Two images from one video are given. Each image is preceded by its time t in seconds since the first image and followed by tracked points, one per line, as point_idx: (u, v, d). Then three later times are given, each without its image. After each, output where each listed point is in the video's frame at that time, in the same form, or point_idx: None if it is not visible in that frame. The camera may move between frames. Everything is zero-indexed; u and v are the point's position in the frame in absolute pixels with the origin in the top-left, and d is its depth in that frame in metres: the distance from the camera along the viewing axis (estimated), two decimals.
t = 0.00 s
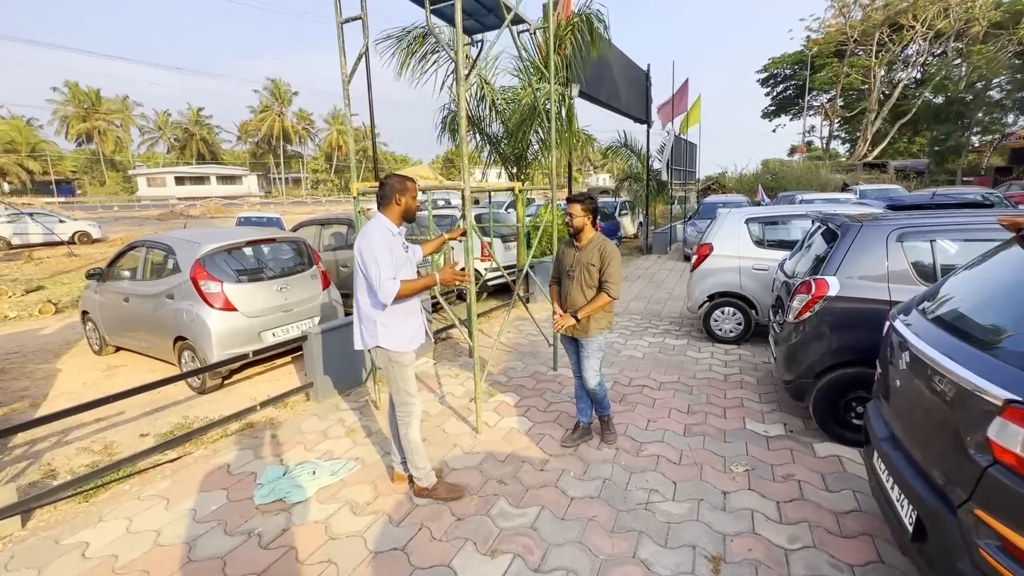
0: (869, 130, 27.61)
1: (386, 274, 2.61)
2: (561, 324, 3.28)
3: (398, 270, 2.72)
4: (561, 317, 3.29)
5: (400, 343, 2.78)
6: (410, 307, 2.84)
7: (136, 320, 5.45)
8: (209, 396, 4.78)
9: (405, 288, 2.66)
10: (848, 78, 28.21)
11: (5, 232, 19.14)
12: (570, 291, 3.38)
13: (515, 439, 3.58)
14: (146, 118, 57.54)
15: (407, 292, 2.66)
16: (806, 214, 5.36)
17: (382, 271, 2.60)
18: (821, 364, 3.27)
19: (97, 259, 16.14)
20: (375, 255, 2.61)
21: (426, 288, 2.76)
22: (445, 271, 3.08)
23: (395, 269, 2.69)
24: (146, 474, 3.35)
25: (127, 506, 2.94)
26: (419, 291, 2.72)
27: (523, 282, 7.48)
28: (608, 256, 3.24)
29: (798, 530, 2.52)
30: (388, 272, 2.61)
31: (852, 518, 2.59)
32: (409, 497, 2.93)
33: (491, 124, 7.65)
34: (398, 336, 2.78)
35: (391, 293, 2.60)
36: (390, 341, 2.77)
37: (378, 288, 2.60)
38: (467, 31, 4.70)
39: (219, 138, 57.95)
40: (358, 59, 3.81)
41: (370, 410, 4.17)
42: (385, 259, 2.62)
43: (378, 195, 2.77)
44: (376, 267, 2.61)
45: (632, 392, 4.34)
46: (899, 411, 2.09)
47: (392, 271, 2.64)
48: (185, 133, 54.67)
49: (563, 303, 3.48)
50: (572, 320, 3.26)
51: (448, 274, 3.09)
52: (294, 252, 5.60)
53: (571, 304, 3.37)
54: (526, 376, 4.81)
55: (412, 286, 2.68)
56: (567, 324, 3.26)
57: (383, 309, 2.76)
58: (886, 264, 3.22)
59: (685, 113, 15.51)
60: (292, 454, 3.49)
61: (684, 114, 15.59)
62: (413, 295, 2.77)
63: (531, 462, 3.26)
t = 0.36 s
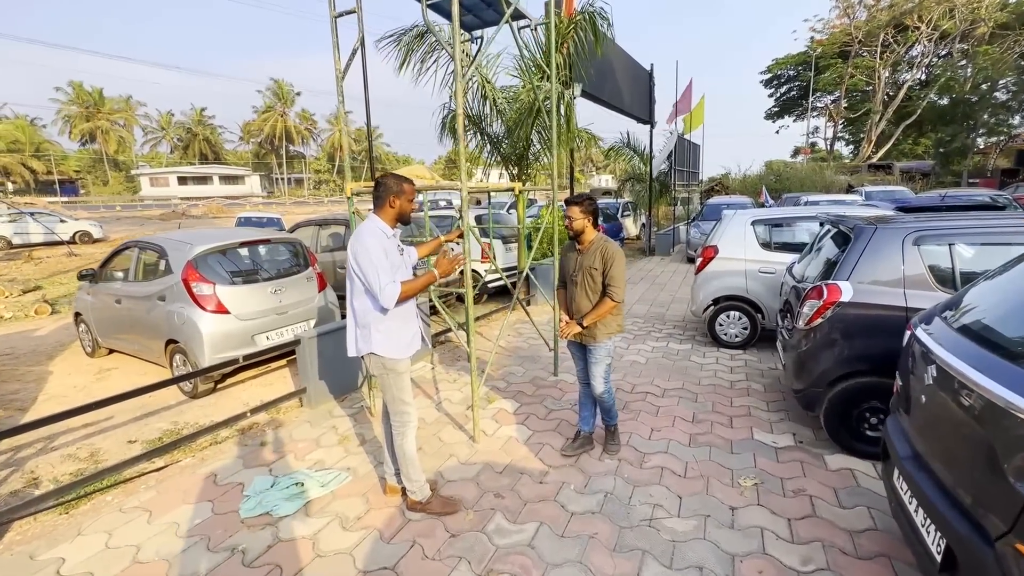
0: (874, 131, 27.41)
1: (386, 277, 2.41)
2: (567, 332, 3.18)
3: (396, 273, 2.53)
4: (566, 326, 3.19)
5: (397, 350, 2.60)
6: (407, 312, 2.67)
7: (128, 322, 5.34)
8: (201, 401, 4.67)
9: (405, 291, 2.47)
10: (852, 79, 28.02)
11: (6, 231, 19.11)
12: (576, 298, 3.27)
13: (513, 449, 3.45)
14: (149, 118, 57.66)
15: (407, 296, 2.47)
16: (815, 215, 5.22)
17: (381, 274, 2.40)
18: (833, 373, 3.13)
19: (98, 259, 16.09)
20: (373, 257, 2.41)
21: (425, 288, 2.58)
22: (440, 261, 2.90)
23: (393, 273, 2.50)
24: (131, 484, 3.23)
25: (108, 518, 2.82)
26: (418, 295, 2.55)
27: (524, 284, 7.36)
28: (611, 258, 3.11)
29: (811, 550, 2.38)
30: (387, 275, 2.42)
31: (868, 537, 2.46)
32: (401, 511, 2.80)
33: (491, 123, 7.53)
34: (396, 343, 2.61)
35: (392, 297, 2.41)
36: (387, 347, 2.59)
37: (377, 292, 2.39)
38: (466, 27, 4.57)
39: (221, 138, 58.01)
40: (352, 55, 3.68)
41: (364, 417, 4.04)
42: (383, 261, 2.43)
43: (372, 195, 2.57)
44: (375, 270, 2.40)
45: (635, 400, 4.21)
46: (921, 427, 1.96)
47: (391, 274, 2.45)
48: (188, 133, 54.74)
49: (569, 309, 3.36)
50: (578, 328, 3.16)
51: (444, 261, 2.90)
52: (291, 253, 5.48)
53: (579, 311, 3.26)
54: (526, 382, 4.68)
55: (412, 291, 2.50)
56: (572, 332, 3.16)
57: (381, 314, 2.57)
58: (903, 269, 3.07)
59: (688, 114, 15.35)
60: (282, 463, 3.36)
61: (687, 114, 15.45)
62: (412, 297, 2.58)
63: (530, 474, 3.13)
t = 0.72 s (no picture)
0: (882, 134, 27.13)
1: (379, 281, 2.23)
2: (580, 340, 3.02)
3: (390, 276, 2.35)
4: (580, 333, 3.02)
5: (394, 358, 2.41)
6: (403, 318, 2.48)
7: (120, 324, 5.20)
8: (192, 406, 4.52)
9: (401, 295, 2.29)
10: (861, 82, 27.76)
11: (8, 228, 19.11)
12: (592, 304, 3.11)
13: (513, 463, 3.28)
14: (155, 118, 57.90)
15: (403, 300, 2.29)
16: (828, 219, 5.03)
17: (374, 278, 2.22)
18: (855, 387, 2.95)
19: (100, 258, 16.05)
20: (366, 260, 2.23)
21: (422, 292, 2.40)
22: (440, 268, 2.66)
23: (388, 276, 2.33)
24: (112, 495, 3.08)
25: (83, 534, 2.66)
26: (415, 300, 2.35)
27: (527, 287, 7.20)
28: (630, 263, 2.93)
29: None
30: (381, 279, 2.24)
31: (894, 567, 2.28)
32: (393, 530, 2.63)
33: (495, 123, 7.39)
34: (391, 351, 2.41)
35: (388, 302, 2.23)
36: (383, 355, 2.39)
37: (371, 297, 2.21)
38: (469, 21, 4.42)
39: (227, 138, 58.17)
40: (349, 48, 3.53)
41: (358, 425, 3.88)
42: (377, 264, 2.25)
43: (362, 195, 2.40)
44: (368, 272, 2.22)
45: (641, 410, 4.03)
46: (958, 453, 1.78)
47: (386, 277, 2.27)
48: (194, 132, 54.93)
49: (584, 316, 3.21)
50: (592, 336, 2.99)
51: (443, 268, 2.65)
52: (288, 254, 5.34)
53: (594, 318, 3.10)
54: (527, 390, 4.51)
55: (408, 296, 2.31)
56: (586, 340, 3.00)
57: (375, 321, 2.39)
58: (929, 278, 2.89)
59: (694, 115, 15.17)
60: (270, 475, 3.20)
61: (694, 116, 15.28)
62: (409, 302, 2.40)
63: (530, 490, 2.96)
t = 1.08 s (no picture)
0: (892, 139, 26.82)
1: (365, 287, 2.12)
2: (597, 344, 2.92)
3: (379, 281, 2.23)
4: (596, 337, 2.92)
5: (380, 367, 2.29)
6: (392, 324, 2.36)
7: (115, 323, 5.13)
8: (185, 408, 4.43)
9: (387, 303, 2.17)
10: (871, 87, 27.48)
11: (17, 226, 19.26)
12: (611, 308, 3.02)
13: (509, 473, 3.17)
14: (165, 117, 58.37)
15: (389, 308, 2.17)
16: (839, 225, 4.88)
17: (360, 284, 2.11)
18: (868, 400, 2.82)
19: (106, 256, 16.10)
20: (353, 263, 2.11)
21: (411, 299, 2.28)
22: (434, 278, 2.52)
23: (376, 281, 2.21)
24: (95, 501, 2.99)
25: (61, 542, 2.57)
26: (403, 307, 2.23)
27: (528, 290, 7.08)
28: (654, 268, 2.85)
29: None
30: (367, 285, 2.13)
31: None
32: (381, 544, 2.52)
33: (499, 124, 7.30)
34: (378, 359, 2.30)
35: (371, 310, 2.11)
36: (370, 363, 2.28)
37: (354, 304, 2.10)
38: (471, 17, 4.31)
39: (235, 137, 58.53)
40: (346, 44, 3.43)
41: (351, 430, 3.78)
42: (365, 268, 2.13)
43: (353, 194, 2.29)
44: (354, 277, 2.11)
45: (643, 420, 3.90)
46: (985, 478, 1.61)
47: (372, 283, 2.15)
48: (202, 132, 55.31)
49: (602, 321, 3.11)
50: (609, 341, 2.90)
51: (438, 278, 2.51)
52: (287, 254, 5.27)
53: (612, 323, 3.01)
54: (526, 396, 4.39)
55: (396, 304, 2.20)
56: (603, 345, 2.90)
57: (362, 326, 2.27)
58: (947, 287, 2.75)
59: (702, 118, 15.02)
60: (258, 482, 3.10)
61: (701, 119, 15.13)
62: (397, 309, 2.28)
63: (526, 503, 2.84)
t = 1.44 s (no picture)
0: (906, 145, 26.39)
1: (337, 292, 2.07)
2: (597, 345, 2.86)
3: (354, 286, 2.18)
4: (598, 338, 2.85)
5: (353, 373, 2.23)
6: (368, 329, 2.30)
7: (111, 321, 5.14)
8: (175, 407, 4.41)
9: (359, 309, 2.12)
10: (885, 92, 27.08)
11: (31, 223, 19.53)
12: (614, 315, 2.93)
13: (493, 481, 3.09)
14: (179, 117, 59.17)
15: (361, 318, 2.12)
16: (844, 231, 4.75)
17: (332, 288, 2.06)
18: (866, 415, 2.70)
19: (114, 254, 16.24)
20: (326, 267, 2.06)
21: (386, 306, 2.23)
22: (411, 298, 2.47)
23: (351, 286, 2.16)
24: (75, 500, 2.96)
25: (35, 543, 2.54)
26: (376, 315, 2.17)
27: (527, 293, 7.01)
28: (661, 276, 2.76)
29: None
30: (340, 290, 2.08)
31: None
32: (355, 553, 2.46)
33: (501, 126, 7.24)
34: (352, 365, 2.23)
35: (342, 317, 2.07)
36: (343, 369, 2.22)
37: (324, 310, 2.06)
38: (468, 17, 4.25)
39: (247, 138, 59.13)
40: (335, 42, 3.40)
41: (337, 434, 3.72)
42: (339, 272, 2.08)
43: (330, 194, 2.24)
44: (326, 282, 2.06)
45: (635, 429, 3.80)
46: (976, 502, 1.52)
47: (346, 288, 2.10)
48: (216, 132, 55.96)
49: (604, 326, 3.04)
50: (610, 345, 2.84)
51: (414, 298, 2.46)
52: (283, 255, 5.28)
53: (614, 329, 2.93)
54: (518, 402, 4.32)
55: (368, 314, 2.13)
56: (604, 348, 2.83)
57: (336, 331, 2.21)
58: (949, 298, 2.63)
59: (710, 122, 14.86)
60: (238, 485, 3.06)
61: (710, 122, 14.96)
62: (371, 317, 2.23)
63: (508, 514, 2.77)
